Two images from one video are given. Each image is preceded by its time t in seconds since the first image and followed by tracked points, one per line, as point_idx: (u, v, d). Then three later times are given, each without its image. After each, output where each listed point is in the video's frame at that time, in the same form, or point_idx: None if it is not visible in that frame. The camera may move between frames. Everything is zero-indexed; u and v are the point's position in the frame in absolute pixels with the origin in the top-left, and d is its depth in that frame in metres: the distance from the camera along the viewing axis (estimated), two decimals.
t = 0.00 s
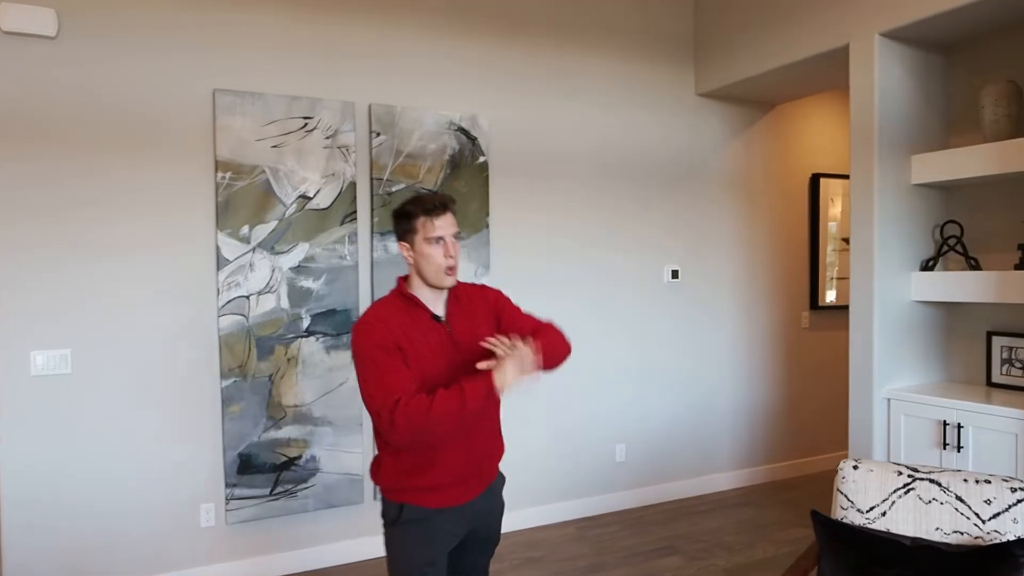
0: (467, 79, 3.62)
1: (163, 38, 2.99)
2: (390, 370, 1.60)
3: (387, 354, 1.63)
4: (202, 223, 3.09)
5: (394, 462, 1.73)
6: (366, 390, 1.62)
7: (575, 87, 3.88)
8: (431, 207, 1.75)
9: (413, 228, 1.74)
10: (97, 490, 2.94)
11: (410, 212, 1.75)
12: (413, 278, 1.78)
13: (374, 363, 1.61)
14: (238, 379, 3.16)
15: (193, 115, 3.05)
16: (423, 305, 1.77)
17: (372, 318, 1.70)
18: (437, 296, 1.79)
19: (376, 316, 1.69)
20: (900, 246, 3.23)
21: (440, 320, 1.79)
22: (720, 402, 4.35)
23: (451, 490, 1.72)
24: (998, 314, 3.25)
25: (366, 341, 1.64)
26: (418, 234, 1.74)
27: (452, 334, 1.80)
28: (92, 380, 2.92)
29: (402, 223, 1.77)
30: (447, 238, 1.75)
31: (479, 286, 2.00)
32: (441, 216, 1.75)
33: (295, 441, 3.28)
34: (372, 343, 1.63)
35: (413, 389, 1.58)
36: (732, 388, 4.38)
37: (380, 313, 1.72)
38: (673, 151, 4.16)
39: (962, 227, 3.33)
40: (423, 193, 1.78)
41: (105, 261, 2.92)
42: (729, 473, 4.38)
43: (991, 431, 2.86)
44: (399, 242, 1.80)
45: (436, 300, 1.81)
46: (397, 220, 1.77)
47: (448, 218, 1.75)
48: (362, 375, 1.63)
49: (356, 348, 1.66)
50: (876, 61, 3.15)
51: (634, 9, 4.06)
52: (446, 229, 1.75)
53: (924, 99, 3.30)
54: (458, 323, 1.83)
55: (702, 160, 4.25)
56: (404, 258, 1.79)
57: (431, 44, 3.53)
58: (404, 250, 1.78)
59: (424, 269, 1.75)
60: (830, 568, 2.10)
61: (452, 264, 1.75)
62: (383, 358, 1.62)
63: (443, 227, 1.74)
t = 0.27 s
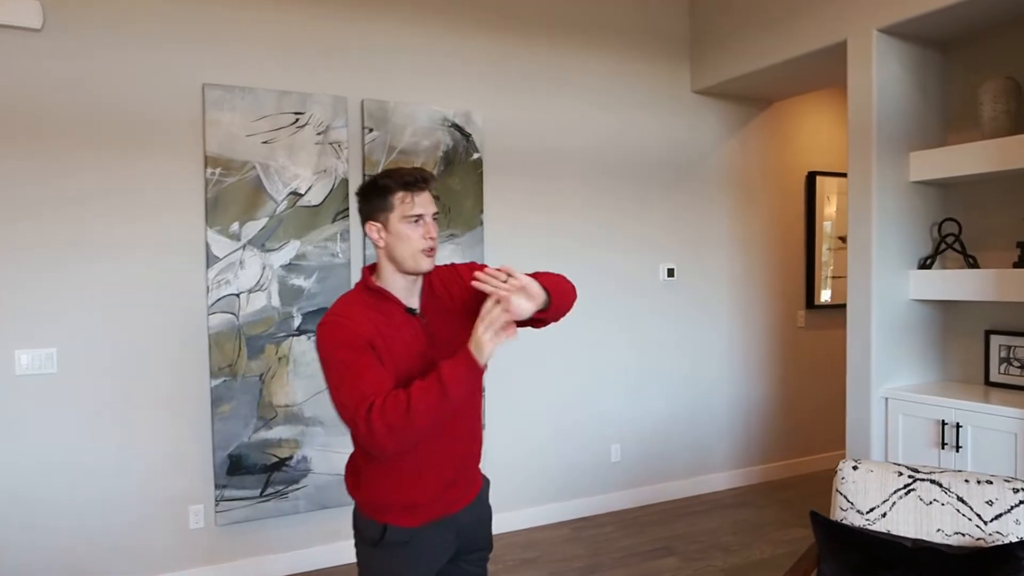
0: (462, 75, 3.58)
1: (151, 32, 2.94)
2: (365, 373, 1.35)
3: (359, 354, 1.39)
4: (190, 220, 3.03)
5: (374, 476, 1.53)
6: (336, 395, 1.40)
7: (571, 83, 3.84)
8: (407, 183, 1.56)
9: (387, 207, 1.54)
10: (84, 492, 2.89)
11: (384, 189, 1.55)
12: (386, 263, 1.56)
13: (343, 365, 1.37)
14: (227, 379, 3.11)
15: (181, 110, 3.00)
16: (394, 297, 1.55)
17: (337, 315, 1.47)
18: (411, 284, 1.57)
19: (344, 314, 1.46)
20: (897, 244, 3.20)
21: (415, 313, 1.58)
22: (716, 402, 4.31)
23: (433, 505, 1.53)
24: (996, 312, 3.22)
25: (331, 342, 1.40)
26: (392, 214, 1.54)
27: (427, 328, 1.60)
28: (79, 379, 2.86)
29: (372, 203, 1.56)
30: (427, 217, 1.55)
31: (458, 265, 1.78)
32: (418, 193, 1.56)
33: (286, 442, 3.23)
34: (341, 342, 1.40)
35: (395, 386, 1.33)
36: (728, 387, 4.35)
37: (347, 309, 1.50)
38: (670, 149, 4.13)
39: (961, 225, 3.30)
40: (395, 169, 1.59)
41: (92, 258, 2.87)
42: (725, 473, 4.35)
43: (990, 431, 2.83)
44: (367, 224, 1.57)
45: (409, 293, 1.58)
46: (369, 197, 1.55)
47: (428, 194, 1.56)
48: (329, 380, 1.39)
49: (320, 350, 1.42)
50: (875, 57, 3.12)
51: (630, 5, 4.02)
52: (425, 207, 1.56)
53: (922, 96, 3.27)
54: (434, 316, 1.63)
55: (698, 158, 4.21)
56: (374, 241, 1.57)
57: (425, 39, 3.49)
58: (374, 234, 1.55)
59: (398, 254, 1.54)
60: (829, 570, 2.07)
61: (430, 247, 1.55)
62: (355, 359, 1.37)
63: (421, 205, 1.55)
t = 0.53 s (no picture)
0: (454, 73, 3.55)
1: (139, 28, 2.90)
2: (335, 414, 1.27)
3: (335, 384, 1.31)
4: (179, 219, 3.00)
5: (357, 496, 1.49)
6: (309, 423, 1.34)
7: (565, 81, 3.82)
8: (395, 175, 1.53)
9: (375, 198, 1.50)
10: (71, 494, 2.85)
11: (371, 180, 1.51)
12: (371, 260, 1.51)
13: (316, 394, 1.30)
14: (217, 379, 3.07)
15: (170, 107, 2.96)
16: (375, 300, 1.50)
17: (313, 332, 1.40)
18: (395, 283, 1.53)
19: (321, 335, 1.37)
20: (892, 244, 3.19)
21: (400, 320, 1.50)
22: (710, 402, 4.30)
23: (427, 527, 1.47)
24: (990, 312, 3.21)
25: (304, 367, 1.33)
26: (380, 205, 1.50)
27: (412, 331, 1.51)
28: (65, 379, 2.82)
29: (357, 194, 1.51)
30: (413, 212, 1.53)
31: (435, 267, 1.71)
32: (405, 186, 1.54)
33: (277, 443, 3.19)
34: (315, 365, 1.32)
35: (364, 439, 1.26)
36: (722, 387, 4.33)
37: (325, 326, 1.42)
38: (664, 148, 4.11)
39: (955, 225, 3.29)
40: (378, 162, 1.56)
41: (79, 257, 2.83)
42: (720, 473, 4.33)
43: (985, 431, 2.82)
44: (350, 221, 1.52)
45: (391, 293, 1.53)
46: (354, 190, 1.51)
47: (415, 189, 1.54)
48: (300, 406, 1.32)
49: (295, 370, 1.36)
50: (869, 55, 3.10)
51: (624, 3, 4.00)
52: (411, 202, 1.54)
53: (917, 95, 3.26)
54: (418, 318, 1.53)
55: (692, 157, 4.20)
56: (357, 237, 1.52)
57: (418, 37, 3.46)
58: (358, 228, 1.50)
59: (385, 248, 1.50)
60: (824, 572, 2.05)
61: (417, 242, 1.52)
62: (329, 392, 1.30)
63: (408, 198, 1.52)
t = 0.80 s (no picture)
0: (446, 72, 3.54)
1: (128, 26, 2.88)
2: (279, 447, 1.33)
3: (299, 407, 1.32)
4: (169, 219, 2.98)
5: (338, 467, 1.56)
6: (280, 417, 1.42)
7: (557, 81, 3.82)
8: (390, 172, 1.50)
9: (373, 196, 1.47)
10: (58, 495, 2.83)
11: (368, 177, 1.47)
12: (366, 261, 1.47)
13: (280, 409, 1.33)
14: (206, 380, 3.06)
15: (159, 106, 2.95)
16: (369, 305, 1.46)
17: (300, 334, 1.37)
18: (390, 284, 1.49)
19: (300, 345, 1.35)
20: (883, 244, 3.20)
21: (394, 324, 1.47)
22: (703, 401, 4.30)
23: (417, 539, 1.43)
24: (981, 312, 3.22)
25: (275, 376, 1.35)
26: (377, 203, 1.47)
27: (407, 337, 1.47)
28: (54, 380, 2.80)
29: (353, 192, 1.46)
30: (409, 211, 1.50)
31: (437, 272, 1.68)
32: (401, 184, 1.51)
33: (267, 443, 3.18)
34: (290, 370, 1.32)
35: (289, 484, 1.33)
36: (714, 387, 4.33)
37: (314, 327, 1.38)
38: (656, 148, 4.10)
39: (946, 225, 3.30)
40: (371, 160, 1.52)
41: (66, 257, 2.81)
42: (712, 473, 4.34)
43: (975, 431, 2.83)
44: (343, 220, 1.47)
45: (387, 296, 1.49)
46: (349, 189, 1.46)
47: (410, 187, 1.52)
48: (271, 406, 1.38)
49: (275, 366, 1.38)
50: (860, 56, 3.11)
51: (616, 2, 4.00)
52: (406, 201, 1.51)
53: (908, 95, 3.26)
54: (413, 323, 1.50)
55: (685, 157, 4.20)
56: (351, 238, 1.47)
57: (409, 36, 3.45)
58: (355, 228, 1.46)
59: (383, 247, 1.46)
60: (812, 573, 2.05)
61: (414, 242, 1.49)
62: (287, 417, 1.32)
63: (404, 196, 1.50)
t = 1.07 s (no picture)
0: (438, 74, 3.54)
1: (117, 28, 2.87)
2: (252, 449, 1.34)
3: (277, 410, 1.32)
4: (158, 221, 2.97)
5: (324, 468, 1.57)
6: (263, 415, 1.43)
7: (549, 84, 3.82)
8: (396, 178, 1.50)
9: (377, 201, 1.47)
10: (46, 499, 2.81)
11: (373, 182, 1.46)
12: (365, 265, 1.47)
13: (260, 409, 1.34)
14: (196, 383, 3.04)
15: (149, 107, 2.93)
16: (364, 310, 1.46)
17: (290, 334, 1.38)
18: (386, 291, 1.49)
19: (285, 346, 1.34)
20: (874, 247, 3.20)
21: (389, 332, 1.47)
22: (695, 404, 4.30)
23: (407, 549, 1.41)
24: (971, 315, 3.23)
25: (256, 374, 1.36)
26: (381, 209, 1.47)
27: (400, 346, 1.46)
28: (42, 383, 2.79)
29: (358, 195, 1.46)
30: (412, 218, 1.50)
31: (437, 288, 1.68)
32: (406, 191, 1.52)
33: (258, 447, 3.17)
34: (276, 371, 1.32)
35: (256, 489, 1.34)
36: (706, 389, 4.34)
37: (304, 328, 1.39)
38: (648, 150, 4.11)
39: (936, 228, 3.30)
40: (378, 164, 1.52)
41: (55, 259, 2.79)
42: (704, 475, 4.34)
43: (965, 433, 2.83)
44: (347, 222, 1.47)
45: (382, 302, 1.49)
46: (355, 191, 1.46)
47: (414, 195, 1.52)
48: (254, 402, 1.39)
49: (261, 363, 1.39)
50: (851, 60, 3.12)
51: (609, 5, 4.00)
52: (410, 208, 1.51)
53: (898, 99, 3.27)
54: (406, 330, 1.50)
55: (677, 160, 4.20)
56: (353, 241, 1.47)
57: (400, 38, 3.45)
58: (357, 231, 1.46)
59: (382, 252, 1.46)
60: None
61: (414, 250, 1.49)
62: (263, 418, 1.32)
63: (408, 203, 1.50)
